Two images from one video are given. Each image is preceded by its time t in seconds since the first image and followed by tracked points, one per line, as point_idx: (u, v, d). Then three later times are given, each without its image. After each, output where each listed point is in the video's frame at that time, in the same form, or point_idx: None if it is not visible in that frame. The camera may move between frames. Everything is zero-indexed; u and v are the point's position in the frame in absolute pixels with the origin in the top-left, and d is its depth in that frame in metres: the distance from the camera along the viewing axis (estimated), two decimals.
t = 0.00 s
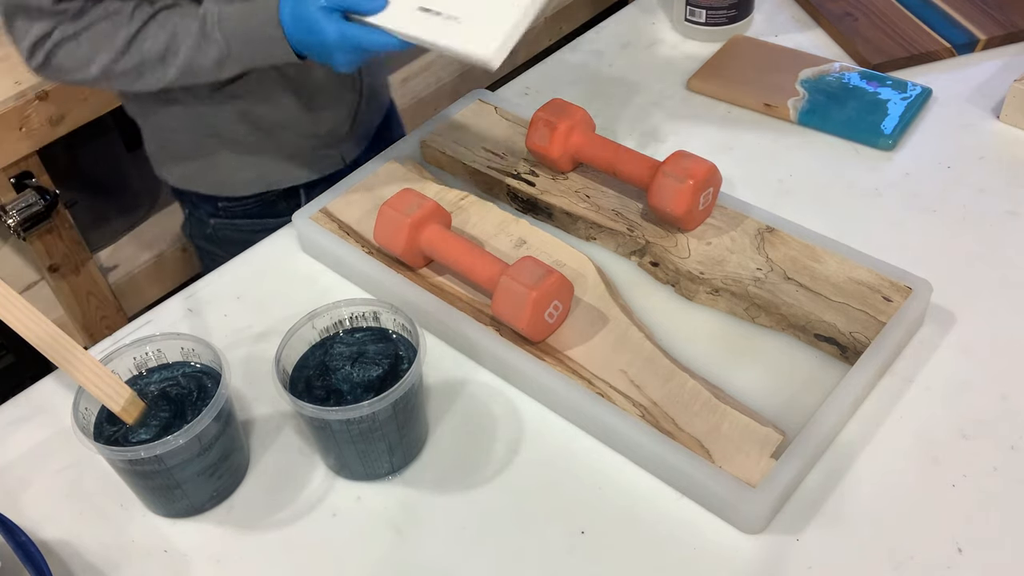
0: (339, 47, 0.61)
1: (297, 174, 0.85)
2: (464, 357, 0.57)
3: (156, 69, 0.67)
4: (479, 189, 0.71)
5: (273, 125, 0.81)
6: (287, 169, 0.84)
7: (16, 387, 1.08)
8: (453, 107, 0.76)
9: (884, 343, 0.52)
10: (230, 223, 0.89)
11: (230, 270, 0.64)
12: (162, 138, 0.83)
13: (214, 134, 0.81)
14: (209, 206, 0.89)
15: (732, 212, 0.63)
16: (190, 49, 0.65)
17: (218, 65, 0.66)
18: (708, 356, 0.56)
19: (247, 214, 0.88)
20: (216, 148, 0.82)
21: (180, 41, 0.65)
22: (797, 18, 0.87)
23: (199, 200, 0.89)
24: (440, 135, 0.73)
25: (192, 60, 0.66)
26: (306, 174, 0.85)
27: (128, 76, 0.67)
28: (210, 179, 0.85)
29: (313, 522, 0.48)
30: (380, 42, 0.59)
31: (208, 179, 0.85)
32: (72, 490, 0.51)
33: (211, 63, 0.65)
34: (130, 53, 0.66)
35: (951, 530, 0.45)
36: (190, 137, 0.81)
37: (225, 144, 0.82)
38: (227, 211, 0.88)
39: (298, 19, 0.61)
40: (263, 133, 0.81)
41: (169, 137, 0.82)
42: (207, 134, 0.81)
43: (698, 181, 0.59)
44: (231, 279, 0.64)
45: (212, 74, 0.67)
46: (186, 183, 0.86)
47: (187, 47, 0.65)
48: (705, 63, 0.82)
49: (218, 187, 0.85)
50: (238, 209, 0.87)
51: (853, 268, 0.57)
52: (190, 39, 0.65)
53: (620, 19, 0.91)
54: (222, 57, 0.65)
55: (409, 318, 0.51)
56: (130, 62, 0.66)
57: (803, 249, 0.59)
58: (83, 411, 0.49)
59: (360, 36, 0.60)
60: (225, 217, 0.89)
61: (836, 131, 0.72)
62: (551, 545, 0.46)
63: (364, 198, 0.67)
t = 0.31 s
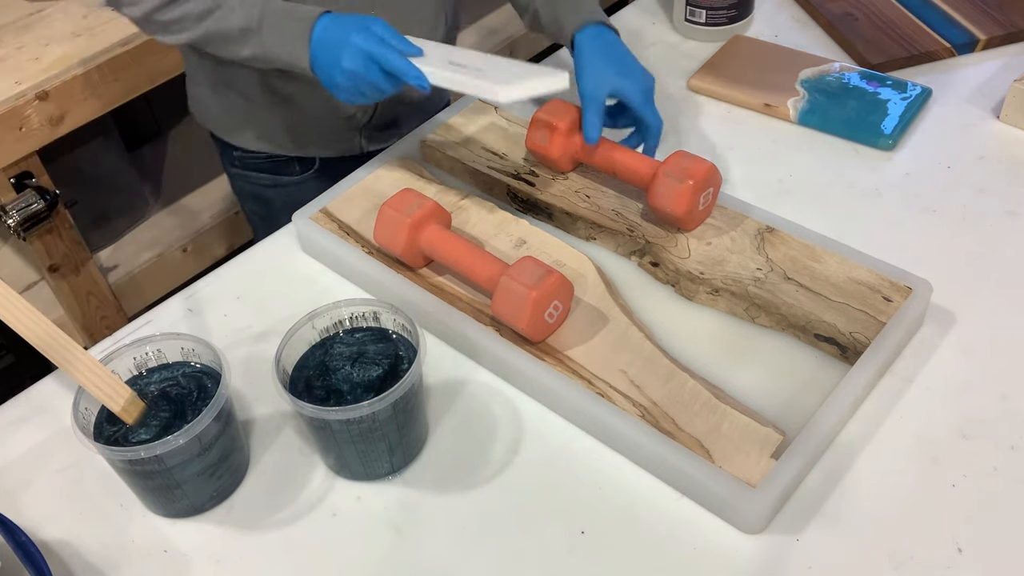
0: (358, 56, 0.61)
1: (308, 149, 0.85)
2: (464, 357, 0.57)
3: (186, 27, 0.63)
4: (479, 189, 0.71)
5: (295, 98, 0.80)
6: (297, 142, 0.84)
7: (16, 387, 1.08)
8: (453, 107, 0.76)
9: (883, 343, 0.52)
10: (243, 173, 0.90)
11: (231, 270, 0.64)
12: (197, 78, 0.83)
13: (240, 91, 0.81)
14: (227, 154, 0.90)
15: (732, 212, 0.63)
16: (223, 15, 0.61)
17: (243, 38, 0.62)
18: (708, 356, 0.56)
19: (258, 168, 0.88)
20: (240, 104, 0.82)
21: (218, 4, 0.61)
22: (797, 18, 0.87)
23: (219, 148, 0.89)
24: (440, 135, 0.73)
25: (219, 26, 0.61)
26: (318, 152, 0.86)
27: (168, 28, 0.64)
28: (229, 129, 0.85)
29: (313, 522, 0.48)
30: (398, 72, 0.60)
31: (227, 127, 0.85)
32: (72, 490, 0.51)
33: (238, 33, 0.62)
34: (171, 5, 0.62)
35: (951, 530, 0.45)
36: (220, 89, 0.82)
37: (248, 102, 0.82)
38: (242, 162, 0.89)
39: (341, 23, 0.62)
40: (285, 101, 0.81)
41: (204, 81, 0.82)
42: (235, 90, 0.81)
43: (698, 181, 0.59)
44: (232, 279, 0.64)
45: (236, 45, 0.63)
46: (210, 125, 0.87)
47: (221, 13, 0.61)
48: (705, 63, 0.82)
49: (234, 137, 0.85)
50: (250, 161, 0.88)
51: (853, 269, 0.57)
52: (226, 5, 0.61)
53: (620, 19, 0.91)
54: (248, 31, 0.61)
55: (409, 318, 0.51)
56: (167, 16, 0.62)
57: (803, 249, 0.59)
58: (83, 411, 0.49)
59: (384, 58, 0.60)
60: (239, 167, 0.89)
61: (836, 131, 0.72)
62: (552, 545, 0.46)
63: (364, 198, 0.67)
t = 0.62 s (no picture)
0: (401, 92, 0.64)
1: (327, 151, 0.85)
2: (464, 357, 0.57)
3: (230, 44, 0.65)
4: (479, 189, 0.71)
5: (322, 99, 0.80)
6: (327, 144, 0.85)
7: (16, 387, 1.08)
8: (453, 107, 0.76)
9: (883, 343, 0.52)
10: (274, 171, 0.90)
11: (231, 270, 0.64)
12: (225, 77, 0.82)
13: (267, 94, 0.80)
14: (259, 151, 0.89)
15: (732, 212, 0.63)
16: (269, 38, 0.64)
17: (289, 61, 0.66)
18: (708, 356, 0.56)
19: (288, 167, 0.88)
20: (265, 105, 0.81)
21: (266, 27, 0.64)
22: (797, 18, 0.87)
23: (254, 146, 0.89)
24: (440, 135, 0.73)
25: (264, 48, 0.65)
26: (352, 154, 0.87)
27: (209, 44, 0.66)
28: (253, 128, 0.84)
29: (313, 522, 0.48)
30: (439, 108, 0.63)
31: (252, 126, 0.84)
32: (72, 490, 0.51)
33: (282, 55, 0.65)
34: (216, 23, 0.64)
35: (951, 530, 0.45)
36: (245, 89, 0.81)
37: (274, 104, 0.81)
38: (273, 160, 0.88)
39: (384, 53, 0.65)
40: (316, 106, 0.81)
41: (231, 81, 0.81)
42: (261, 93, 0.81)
43: (702, 171, 0.59)
44: (232, 279, 0.64)
45: (279, 65, 0.66)
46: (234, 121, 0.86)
47: (267, 37, 0.64)
48: (705, 63, 0.82)
49: (260, 135, 0.85)
50: (282, 160, 0.88)
51: (853, 269, 0.57)
52: (272, 29, 0.64)
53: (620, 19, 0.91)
54: (293, 54, 0.65)
55: (409, 318, 0.51)
56: (210, 34, 0.65)
57: (803, 249, 0.59)
58: (83, 411, 0.49)
59: (427, 95, 0.64)
60: (270, 165, 0.89)
61: (836, 131, 0.72)
62: (552, 545, 0.46)
63: (364, 198, 0.67)
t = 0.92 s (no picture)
0: (494, 131, 0.64)
1: (337, 161, 0.85)
2: (464, 357, 0.57)
3: (306, 87, 0.65)
4: (479, 189, 0.71)
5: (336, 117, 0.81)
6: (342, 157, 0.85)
7: (16, 387, 1.08)
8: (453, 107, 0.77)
9: (883, 343, 0.53)
10: (281, 179, 0.89)
11: (231, 270, 0.64)
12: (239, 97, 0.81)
13: (284, 114, 0.80)
14: (266, 159, 0.89)
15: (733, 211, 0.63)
16: (350, 79, 0.65)
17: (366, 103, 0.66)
18: (708, 356, 0.56)
19: (297, 174, 0.88)
20: (281, 123, 0.81)
21: (345, 69, 0.65)
22: (797, 18, 0.87)
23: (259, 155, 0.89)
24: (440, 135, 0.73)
25: (346, 89, 0.65)
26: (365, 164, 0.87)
27: (281, 87, 0.65)
28: (265, 144, 0.84)
29: (313, 522, 0.48)
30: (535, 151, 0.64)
31: (265, 143, 0.84)
32: (72, 490, 0.51)
33: (363, 96, 0.66)
34: (294, 64, 0.63)
35: (951, 529, 0.45)
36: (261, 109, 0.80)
37: (289, 123, 0.81)
38: (280, 168, 0.88)
39: (468, 100, 0.66)
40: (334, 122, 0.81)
41: (247, 103, 0.81)
42: (279, 114, 0.80)
43: None
44: (232, 279, 0.64)
45: (355, 106, 0.67)
46: (247, 138, 0.85)
47: (350, 78, 0.65)
48: (705, 63, 0.82)
49: (271, 151, 0.85)
50: (288, 166, 0.87)
51: (852, 268, 0.57)
52: (353, 71, 0.65)
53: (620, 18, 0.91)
54: (376, 95, 0.66)
55: (409, 318, 0.51)
56: (287, 76, 0.64)
57: (802, 249, 0.59)
58: (83, 411, 0.49)
59: (522, 137, 0.64)
60: (277, 172, 0.89)
61: (835, 131, 0.72)
62: (552, 545, 0.46)
63: (364, 198, 0.67)
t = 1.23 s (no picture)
0: (521, 148, 0.65)
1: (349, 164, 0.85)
2: (463, 357, 0.57)
3: (338, 98, 0.66)
4: (479, 190, 0.72)
5: (350, 124, 0.81)
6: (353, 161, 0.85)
7: (16, 387, 1.08)
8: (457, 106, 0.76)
9: (883, 343, 0.53)
10: (293, 183, 0.88)
11: (231, 269, 0.64)
12: (254, 109, 0.80)
13: (301, 125, 0.80)
14: (277, 164, 0.88)
15: (732, 212, 0.63)
16: (384, 91, 0.66)
17: (397, 114, 0.67)
18: (708, 356, 0.56)
19: (309, 178, 0.87)
20: (297, 133, 0.81)
21: (379, 80, 0.66)
22: (797, 18, 0.87)
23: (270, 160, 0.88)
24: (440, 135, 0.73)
25: (379, 100, 0.66)
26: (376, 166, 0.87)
27: (313, 97, 0.65)
28: (279, 153, 0.84)
29: (313, 522, 0.48)
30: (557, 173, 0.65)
31: (278, 151, 0.84)
32: (72, 490, 0.51)
33: (395, 108, 0.66)
34: (328, 75, 0.64)
35: (951, 529, 0.45)
36: (277, 120, 0.80)
37: (304, 133, 0.81)
38: (292, 174, 0.87)
39: (499, 116, 0.68)
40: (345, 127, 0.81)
41: (263, 115, 0.80)
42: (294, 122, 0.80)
43: None
44: (232, 279, 0.64)
45: (386, 118, 0.67)
46: (260, 148, 0.85)
47: (384, 90, 0.66)
48: (705, 63, 0.82)
49: (284, 158, 0.85)
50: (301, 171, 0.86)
51: (853, 269, 0.57)
52: (386, 82, 0.66)
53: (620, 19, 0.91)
54: (408, 107, 0.66)
55: (409, 318, 0.51)
56: (321, 86, 0.64)
57: (803, 249, 0.59)
58: (83, 411, 0.49)
59: (549, 157, 0.65)
60: (289, 177, 0.88)
61: (836, 131, 0.72)
62: (553, 546, 0.46)
63: (364, 198, 0.67)
